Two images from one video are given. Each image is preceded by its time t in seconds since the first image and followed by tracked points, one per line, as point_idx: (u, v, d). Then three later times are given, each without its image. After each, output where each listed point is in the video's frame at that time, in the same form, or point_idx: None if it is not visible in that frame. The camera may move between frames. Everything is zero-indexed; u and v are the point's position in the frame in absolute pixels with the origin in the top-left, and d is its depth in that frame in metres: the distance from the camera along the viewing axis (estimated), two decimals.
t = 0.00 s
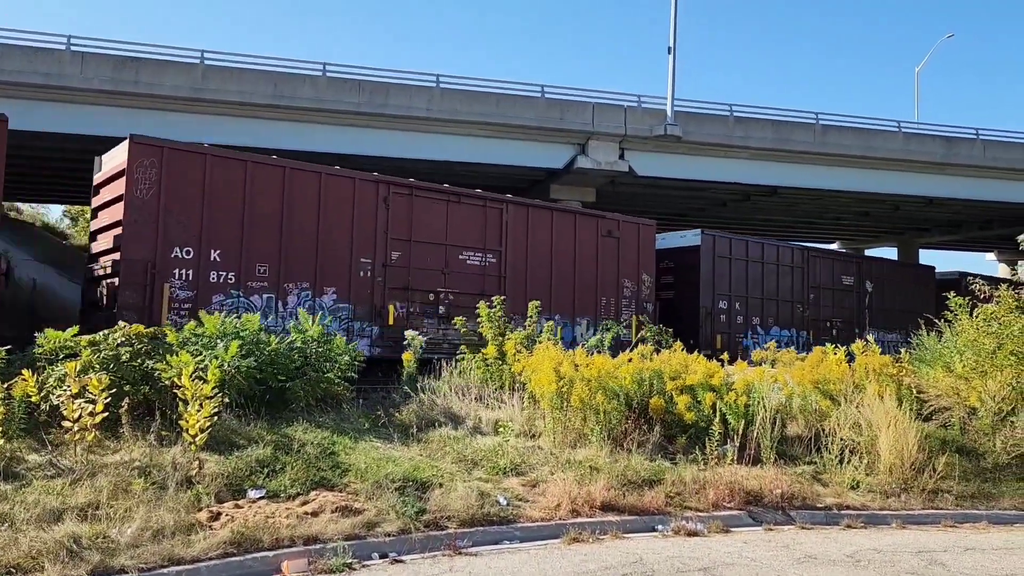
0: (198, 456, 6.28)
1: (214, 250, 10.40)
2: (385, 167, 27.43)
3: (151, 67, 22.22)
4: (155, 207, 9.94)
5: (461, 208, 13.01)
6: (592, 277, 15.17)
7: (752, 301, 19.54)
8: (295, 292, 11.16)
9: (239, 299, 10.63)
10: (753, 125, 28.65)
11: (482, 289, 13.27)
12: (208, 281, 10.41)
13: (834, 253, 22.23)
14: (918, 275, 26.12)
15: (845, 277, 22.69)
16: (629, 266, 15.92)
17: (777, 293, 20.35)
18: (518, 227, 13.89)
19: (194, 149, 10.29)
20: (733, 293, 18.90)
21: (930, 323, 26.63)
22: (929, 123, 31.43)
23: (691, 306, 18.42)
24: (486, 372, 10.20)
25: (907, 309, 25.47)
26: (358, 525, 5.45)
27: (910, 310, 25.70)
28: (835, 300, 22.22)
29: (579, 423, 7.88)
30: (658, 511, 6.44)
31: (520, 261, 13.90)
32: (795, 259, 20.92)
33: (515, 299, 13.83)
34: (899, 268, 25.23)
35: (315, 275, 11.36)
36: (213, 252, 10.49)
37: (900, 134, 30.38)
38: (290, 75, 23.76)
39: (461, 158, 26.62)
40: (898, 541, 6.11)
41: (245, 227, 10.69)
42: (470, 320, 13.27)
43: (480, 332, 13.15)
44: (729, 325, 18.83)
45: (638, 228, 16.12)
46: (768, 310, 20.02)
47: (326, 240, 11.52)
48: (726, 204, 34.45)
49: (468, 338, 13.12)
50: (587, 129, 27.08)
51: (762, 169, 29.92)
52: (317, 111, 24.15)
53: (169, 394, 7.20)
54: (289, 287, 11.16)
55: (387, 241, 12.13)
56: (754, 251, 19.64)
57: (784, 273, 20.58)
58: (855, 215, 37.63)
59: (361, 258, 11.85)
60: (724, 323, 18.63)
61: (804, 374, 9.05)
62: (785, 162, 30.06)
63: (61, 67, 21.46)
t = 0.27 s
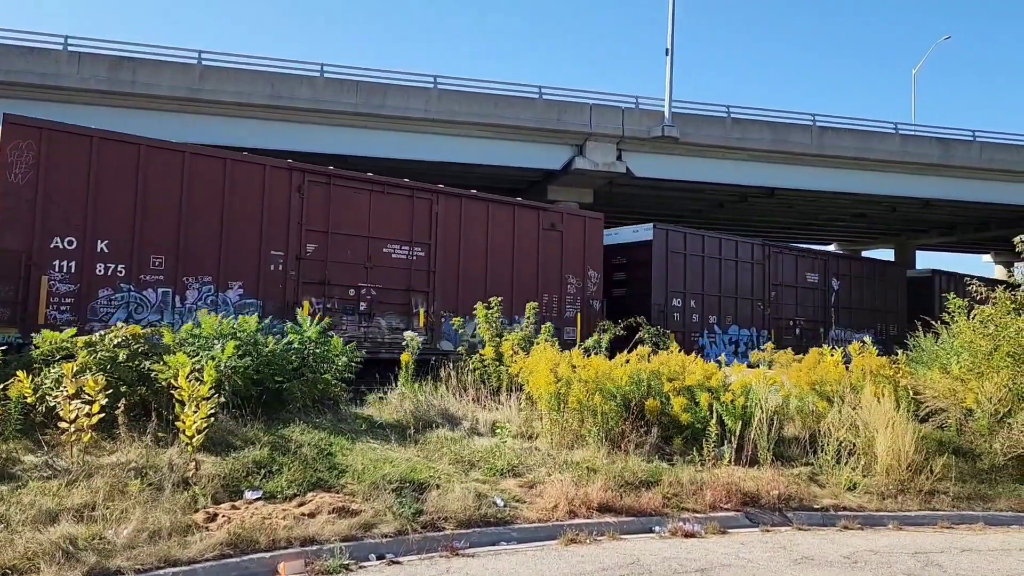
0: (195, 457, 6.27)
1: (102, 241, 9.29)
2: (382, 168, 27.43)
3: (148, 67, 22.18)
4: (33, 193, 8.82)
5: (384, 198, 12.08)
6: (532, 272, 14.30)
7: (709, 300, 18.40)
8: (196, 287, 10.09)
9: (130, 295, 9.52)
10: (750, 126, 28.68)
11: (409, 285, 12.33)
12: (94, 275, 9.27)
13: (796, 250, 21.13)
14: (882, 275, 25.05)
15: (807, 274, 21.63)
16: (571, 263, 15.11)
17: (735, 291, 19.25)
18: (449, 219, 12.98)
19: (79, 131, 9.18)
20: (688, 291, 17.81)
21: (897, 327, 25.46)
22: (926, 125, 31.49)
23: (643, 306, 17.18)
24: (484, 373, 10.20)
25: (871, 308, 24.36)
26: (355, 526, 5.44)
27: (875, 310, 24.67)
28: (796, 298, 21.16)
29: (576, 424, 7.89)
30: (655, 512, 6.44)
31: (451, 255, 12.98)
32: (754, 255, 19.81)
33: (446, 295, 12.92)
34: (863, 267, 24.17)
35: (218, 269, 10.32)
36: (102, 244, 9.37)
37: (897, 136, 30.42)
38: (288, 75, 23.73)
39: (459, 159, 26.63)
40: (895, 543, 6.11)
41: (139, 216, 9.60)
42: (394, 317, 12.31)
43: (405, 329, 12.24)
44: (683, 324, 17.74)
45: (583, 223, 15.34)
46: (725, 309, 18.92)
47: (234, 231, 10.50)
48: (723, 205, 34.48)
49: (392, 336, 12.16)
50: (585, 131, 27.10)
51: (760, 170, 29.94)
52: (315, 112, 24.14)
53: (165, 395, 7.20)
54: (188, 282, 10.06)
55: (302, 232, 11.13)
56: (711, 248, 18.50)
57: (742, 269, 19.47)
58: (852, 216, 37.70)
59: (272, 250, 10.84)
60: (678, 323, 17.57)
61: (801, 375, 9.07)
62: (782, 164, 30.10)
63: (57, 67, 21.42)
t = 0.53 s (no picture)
0: (193, 458, 6.27)
1: None
2: (380, 169, 27.42)
3: (145, 68, 22.17)
4: None
5: (299, 185, 11.08)
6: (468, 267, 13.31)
7: (662, 297, 16.89)
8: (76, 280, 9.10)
9: None
10: (748, 128, 28.72)
11: (326, 279, 11.32)
12: None
13: (758, 244, 19.51)
14: (856, 272, 23.17)
15: (770, 271, 19.98)
16: (511, 257, 14.10)
17: (692, 288, 17.69)
18: (373, 208, 11.96)
19: None
20: (639, 287, 16.34)
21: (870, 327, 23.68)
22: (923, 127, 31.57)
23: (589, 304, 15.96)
24: (481, 374, 10.20)
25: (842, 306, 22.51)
26: (352, 527, 5.44)
27: (848, 308, 22.84)
28: (758, 296, 19.54)
29: (574, 425, 7.88)
30: (652, 513, 6.45)
31: (376, 247, 11.99)
32: (712, 250, 18.27)
33: (369, 290, 11.92)
34: (835, 262, 22.34)
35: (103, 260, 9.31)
36: None
37: (894, 137, 30.48)
38: (286, 76, 23.73)
39: (456, 160, 26.63)
40: (892, 544, 6.12)
41: (10, 201, 8.58)
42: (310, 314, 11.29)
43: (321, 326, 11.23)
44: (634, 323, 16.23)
45: (524, 214, 14.29)
46: (680, 307, 17.35)
47: (126, 222, 9.52)
48: (720, 207, 34.54)
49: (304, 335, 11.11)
50: (582, 132, 27.13)
51: (757, 171, 29.98)
52: (312, 113, 24.14)
53: (163, 396, 7.19)
54: (70, 274, 9.08)
55: (203, 221, 10.12)
56: (663, 242, 17.02)
57: (699, 265, 17.92)
58: (849, 218, 37.77)
59: (170, 241, 9.87)
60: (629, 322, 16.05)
61: (799, 376, 9.07)
62: (780, 165, 30.15)
63: (55, 67, 21.38)
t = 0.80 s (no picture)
0: (190, 459, 6.27)
1: None
2: (378, 170, 27.42)
3: (143, 68, 22.17)
4: None
5: (199, 171, 10.19)
6: (397, 261, 12.41)
7: (611, 293, 16.13)
8: None
9: None
10: (746, 129, 28.76)
11: (231, 273, 10.44)
12: None
13: (716, 239, 18.76)
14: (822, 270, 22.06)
15: (730, 267, 19.17)
16: (442, 251, 13.08)
17: (645, 285, 16.96)
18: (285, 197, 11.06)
19: None
20: (587, 282, 15.63)
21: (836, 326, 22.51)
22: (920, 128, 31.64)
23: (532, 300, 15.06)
24: (479, 375, 10.21)
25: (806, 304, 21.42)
26: (350, 528, 5.44)
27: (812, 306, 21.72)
28: (716, 293, 18.73)
29: (572, 426, 7.88)
30: (650, 514, 6.45)
31: (290, 239, 11.10)
32: (667, 245, 17.54)
33: (282, 283, 11.02)
34: (799, 259, 21.34)
35: None
36: None
37: (892, 138, 30.53)
38: (284, 76, 23.73)
39: (455, 161, 26.64)
40: (890, 545, 6.12)
41: None
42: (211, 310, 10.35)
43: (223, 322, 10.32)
44: (580, 319, 15.52)
45: (459, 205, 13.38)
46: (632, 303, 16.61)
47: None
48: (718, 208, 34.57)
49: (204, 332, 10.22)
50: (580, 133, 27.15)
51: (755, 172, 30.01)
52: (310, 113, 24.14)
53: (160, 397, 7.18)
54: None
55: (87, 208, 9.24)
56: (614, 236, 16.32)
57: (653, 260, 17.20)
58: (847, 219, 37.82)
59: (50, 230, 8.98)
60: (574, 319, 15.35)
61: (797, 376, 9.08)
62: (778, 166, 30.19)
63: (52, 68, 21.36)
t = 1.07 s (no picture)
0: (189, 460, 6.27)
1: None
2: (377, 170, 27.40)
3: (142, 69, 22.15)
4: None
5: (83, 152, 9.01)
6: (317, 253, 11.20)
7: (551, 288, 14.46)
8: None
9: None
10: (744, 129, 28.77)
11: (122, 265, 9.27)
12: None
13: (673, 231, 16.83)
14: (789, 267, 19.78)
15: (688, 262, 17.17)
16: (367, 242, 11.85)
17: (590, 280, 15.17)
18: (184, 182, 9.88)
19: None
20: (525, 276, 13.99)
21: (803, 326, 20.17)
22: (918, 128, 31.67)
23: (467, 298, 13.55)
24: (478, 376, 10.20)
25: (772, 302, 19.17)
26: (348, 529, 5.44)
27: (780, 305, 19.53)
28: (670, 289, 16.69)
29: (571, 426, 7.88)
30: (648, 515, 6.45)
31: (189, 229, 9.91)
32: (616, 238, 15.71)
33: (180, 277, 9.83)
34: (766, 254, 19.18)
35: None
36: None
37: (890, 139, 30.55)
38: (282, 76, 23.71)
39: (453, 161, 26.63)
40: (888, 545, 6.12)
41: None
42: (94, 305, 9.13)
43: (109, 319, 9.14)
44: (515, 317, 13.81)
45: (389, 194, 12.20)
46: (574, 301, 14.82)
47: None
48: (717, 208, 34.57)
49: (89, 330, 9.05)
50: (579, 133, 27.15)
51: (753, 172, 30.02)
52: (309, 114, 24.12)
53: (158, 398, 7.18)
54: None
55: None
56: (557, 228, 14.69)
57: (600, 253, 15.40)
58: (846, 219, 37.84)
59: None
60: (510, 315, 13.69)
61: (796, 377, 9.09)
62: (776, 167, 30.21)
63: (50, 68, 21.33)
